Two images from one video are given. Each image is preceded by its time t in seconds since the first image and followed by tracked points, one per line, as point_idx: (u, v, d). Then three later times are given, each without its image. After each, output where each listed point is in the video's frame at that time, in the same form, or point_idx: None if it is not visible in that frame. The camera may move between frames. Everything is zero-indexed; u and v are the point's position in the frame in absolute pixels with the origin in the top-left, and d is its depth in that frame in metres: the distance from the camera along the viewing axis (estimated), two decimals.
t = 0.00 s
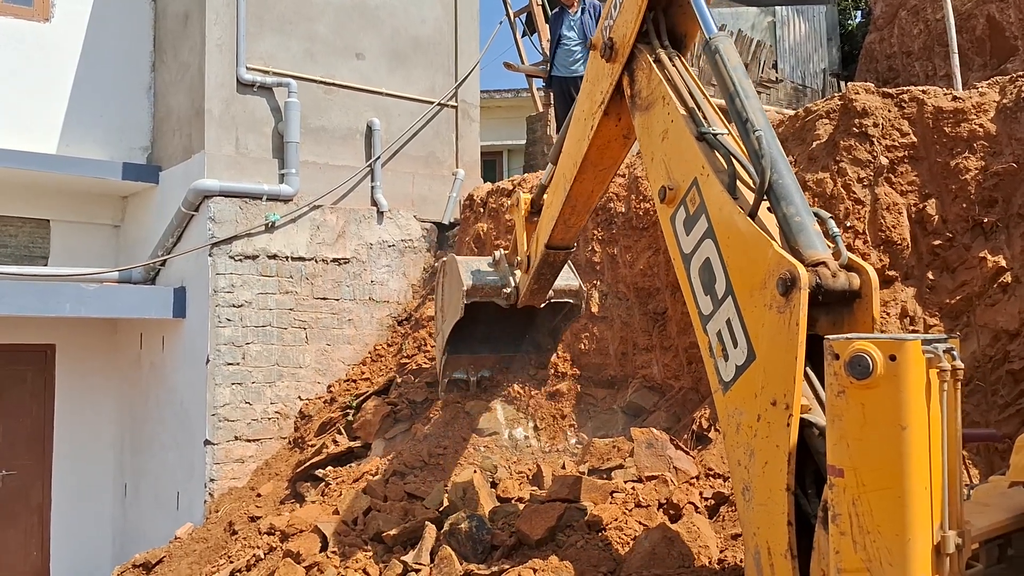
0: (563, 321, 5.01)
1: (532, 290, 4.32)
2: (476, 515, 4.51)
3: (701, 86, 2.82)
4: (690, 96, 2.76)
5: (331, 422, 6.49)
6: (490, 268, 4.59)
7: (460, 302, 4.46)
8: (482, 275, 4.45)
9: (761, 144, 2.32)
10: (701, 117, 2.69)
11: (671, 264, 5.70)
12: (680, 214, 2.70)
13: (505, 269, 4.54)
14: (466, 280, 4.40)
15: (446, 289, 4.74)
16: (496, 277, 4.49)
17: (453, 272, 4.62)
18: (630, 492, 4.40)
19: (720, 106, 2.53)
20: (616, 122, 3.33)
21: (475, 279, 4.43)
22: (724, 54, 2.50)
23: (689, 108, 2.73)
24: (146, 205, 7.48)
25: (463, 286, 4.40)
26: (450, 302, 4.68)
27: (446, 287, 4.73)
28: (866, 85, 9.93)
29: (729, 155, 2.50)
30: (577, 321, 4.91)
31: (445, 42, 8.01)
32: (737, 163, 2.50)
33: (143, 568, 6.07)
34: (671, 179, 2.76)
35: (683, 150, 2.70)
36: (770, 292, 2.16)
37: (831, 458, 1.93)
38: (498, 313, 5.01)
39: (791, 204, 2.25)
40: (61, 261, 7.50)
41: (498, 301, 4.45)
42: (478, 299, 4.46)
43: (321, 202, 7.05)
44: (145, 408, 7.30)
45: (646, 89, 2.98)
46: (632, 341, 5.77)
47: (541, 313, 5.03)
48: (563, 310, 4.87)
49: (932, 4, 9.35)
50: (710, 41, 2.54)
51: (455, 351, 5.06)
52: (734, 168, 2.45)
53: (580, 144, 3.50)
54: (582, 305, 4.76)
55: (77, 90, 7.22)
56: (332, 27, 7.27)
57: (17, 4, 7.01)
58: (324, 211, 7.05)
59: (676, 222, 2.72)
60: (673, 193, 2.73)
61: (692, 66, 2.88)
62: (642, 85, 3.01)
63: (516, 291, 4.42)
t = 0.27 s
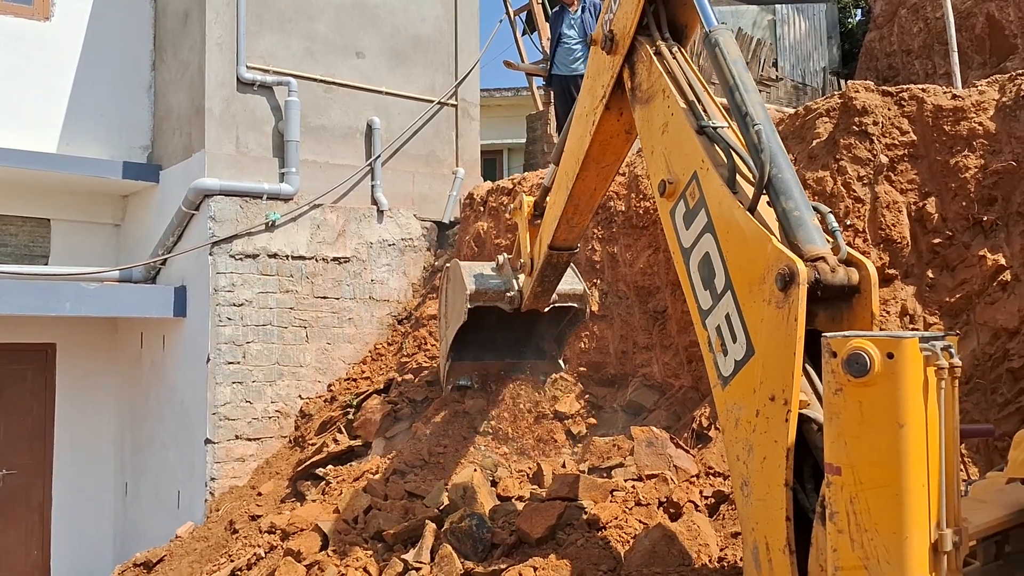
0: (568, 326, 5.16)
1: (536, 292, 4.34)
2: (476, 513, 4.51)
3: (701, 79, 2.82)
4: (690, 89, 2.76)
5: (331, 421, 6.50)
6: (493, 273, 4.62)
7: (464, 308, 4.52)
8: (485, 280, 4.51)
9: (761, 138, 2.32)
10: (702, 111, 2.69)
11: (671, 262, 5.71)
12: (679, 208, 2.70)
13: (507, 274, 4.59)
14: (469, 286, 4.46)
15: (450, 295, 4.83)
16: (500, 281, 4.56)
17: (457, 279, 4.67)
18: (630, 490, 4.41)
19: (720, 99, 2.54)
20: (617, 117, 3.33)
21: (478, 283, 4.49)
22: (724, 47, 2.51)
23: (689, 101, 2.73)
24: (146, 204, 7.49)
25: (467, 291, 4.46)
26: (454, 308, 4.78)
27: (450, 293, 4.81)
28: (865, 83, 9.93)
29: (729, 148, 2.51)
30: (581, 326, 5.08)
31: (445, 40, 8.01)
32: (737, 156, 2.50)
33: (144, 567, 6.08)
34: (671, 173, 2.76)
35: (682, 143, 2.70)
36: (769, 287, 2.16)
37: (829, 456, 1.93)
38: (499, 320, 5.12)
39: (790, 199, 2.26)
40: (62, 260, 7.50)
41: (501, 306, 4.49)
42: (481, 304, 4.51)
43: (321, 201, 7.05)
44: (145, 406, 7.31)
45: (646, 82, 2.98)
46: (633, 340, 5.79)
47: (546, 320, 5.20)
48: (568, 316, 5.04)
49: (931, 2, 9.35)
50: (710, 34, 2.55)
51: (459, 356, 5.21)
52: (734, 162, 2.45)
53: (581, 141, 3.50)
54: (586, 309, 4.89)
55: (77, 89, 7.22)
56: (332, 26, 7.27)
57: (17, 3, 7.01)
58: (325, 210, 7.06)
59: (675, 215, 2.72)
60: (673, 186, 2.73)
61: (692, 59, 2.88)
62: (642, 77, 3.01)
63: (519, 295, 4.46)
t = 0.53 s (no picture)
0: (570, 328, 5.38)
1: (537, 293, 4.35)
2: (477, 511, 4.53)
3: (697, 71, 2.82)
4: (686, 82, 2.76)
5: (332, 419, 6.51)
6: (494, 276, 4.65)
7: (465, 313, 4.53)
8: (486, 284, 4.53)
9: (757, 132, 2.33)
10: (698, 104, 2.70)
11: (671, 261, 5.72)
12: (676, 201, 2.71)
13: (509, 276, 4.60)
14: (468, 290, 4.48)
15: (450, 300, 4.88)
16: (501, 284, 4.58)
17: (457, 283, 4.70)
18: (631, 488, 4.43)
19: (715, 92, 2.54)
20: (615, 112, 3.35)
21: (478, 287, 4.51)
22: (720, 40, 2.51)
23: (685, 94, 2.74)
24: (147, 203, 7.50)
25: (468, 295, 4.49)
26: (454, 314, 4.80)
27: (450, 297, 4.87)
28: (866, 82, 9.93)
29: (725, 141, 2.51)
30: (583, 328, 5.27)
31: (446, 39, 8.01)
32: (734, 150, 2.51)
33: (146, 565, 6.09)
34: (667, 166, 2.77)
35: (679, 137, 2.71)
36: (765, 281, 2.17)
37: (824, 455, 1.95)
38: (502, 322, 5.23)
39: (786, 192, 2.26)
40: (63, 259, 7.51)
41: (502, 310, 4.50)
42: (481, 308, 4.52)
43: (322, 199, 7.06)
44: (147, 404, 7.33)
45: (642, 75, 2.99)
46: (633, 338, 5.81)
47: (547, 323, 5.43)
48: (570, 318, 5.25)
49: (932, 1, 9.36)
50: (706, 27, 2.55)
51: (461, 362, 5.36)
52: (730, 155, 2.45)
53: (580, 137, 3.51)
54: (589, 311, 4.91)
55: (78, 89, 7.23)
56: (332, 25, 7.27)
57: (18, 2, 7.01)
58: (326, 208, 7.06)
59: (673, 209, 2.73)
60: (670, 179, 2.74)
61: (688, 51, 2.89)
62: (638, 70, 3.02)
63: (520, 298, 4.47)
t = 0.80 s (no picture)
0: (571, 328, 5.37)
1: (537, 293, 4.33)
2: (477, 509, 4.52)
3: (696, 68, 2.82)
4: (685, 79, 2.76)
5: (331, 418, 6.51)
6: (494, 276, 4.64)
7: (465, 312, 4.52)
8: (486, 283, 4.52)
9: (756, 129, 2.32)
10: (697, 101, 2.69)
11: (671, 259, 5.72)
12: (676, 199, 2.71)
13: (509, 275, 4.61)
14: (469, 289, 4.48)
15: (450, 299, 4.87)
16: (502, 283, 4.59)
17: (457, 283, 4.70)
18: (631, 487, 4.42)
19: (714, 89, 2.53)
20: (615, 108, 3.34)
21: (478, 286, 4.51)
22: (719, 37, 2.51)
23: (684, 91, 2.73)
24: (147, 201, 7.50)
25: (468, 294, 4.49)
26: (454, 314, 4.80)
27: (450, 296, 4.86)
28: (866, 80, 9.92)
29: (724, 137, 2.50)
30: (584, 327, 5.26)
31: (446, 37, 8.01)
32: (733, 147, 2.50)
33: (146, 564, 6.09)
34: (667, 163, 2.76)
35: (678, 134, 2.70)
36: (764, 279, 2.17)
37: (822, 453, 1.95)
38: (501, 321, 5.25)
39: (785, 190, 2.26)
40: (63, 258, 7.51)
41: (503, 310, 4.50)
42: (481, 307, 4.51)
43: (322, 198, 7.05)
44: (147, 403, 7.32)
45: (642, 71, 2.98)
46: (633, 337, 5.81)
47: (548, 322, 5.43)
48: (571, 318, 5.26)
49: None
50: (705, 24, 2.55)
51: (461, 361, 5.41)
52: (729, 152, 2.45)
53: (579, 135, 3.51)
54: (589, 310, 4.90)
55: (78, 87, 7.22)
56: (332, 23, 7.26)
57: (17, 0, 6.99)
58: (325, 207, 7.06)
59: (672, 206, 2.73)
60: (669, 177, 2.74)
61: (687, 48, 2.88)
62: (638, 67, 3.01)
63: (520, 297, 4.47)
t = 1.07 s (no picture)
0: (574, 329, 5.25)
1: (543, 292, 4.33)
2: (477, 508, 4.53)
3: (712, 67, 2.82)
4: (701, 78, 2.76)
5: (333, 417, 6.53)
6: (500, 274, 4.65)
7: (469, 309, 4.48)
8: (492, 281, 4.50)
9: (773, 132, 2.33)
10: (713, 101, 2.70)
11: (672, 258, 5.72)
12: (689, 198, 2.72)
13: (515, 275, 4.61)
14: (474, 287, 4.44)
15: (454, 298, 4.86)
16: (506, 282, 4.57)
17: (463, 280, 4.70)
18: (631, 485, 4.43)
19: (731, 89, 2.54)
20: (627, 105, 3.34)
21: (485, 284, 4.49)
22: (736, 38, 2.52)
23: (700, 90, 2.73)
24: (148, 200, 7.50)
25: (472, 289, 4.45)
26: (458, 313, 4.80)
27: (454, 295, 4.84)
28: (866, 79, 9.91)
29: (740, 138, 2.51)
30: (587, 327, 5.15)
31: (446, 36, 8.01)
32: (749, 148, 2.51)
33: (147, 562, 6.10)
34: (680, 162, 2.77)
35: (693, 133, 2.71)
36: (779, 283, 2.18)
37: (829, 449, 1.95)
38: (507, 322, 5.22)
39: (802, 194, 2.27)
40: (64, 257, 7.52)
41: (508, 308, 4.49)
42: (486, 305, 4.48)
43: (324, 197, 7.06)
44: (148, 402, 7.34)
45: (656, 69, 2.98)
46: (633, 335, 5.82)
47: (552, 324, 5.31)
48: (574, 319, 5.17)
49: None
50: (722, 25, 2.56)
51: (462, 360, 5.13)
52: (745, 154, 2.46)
53: (590, 132, 3.51)
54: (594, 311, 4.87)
55: (78, 86, 7.22)
56: (332, 22, 7.26)
57: None
58: (327, 206, 7.07)
59: (686, 205, 2.73)
60: (683, 176, 2.74)
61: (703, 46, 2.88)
62: (652, 63, 3.01)
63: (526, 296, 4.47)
